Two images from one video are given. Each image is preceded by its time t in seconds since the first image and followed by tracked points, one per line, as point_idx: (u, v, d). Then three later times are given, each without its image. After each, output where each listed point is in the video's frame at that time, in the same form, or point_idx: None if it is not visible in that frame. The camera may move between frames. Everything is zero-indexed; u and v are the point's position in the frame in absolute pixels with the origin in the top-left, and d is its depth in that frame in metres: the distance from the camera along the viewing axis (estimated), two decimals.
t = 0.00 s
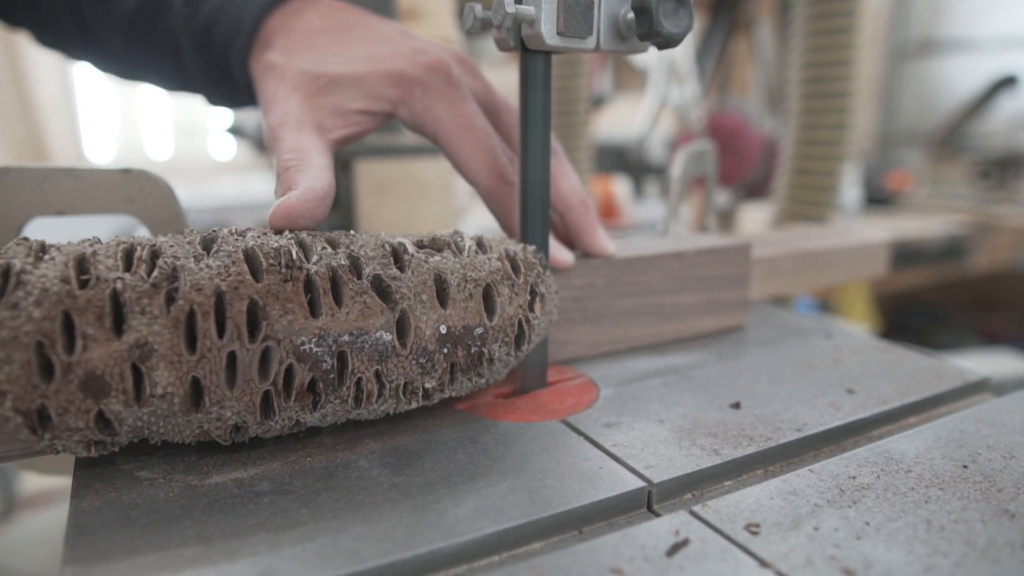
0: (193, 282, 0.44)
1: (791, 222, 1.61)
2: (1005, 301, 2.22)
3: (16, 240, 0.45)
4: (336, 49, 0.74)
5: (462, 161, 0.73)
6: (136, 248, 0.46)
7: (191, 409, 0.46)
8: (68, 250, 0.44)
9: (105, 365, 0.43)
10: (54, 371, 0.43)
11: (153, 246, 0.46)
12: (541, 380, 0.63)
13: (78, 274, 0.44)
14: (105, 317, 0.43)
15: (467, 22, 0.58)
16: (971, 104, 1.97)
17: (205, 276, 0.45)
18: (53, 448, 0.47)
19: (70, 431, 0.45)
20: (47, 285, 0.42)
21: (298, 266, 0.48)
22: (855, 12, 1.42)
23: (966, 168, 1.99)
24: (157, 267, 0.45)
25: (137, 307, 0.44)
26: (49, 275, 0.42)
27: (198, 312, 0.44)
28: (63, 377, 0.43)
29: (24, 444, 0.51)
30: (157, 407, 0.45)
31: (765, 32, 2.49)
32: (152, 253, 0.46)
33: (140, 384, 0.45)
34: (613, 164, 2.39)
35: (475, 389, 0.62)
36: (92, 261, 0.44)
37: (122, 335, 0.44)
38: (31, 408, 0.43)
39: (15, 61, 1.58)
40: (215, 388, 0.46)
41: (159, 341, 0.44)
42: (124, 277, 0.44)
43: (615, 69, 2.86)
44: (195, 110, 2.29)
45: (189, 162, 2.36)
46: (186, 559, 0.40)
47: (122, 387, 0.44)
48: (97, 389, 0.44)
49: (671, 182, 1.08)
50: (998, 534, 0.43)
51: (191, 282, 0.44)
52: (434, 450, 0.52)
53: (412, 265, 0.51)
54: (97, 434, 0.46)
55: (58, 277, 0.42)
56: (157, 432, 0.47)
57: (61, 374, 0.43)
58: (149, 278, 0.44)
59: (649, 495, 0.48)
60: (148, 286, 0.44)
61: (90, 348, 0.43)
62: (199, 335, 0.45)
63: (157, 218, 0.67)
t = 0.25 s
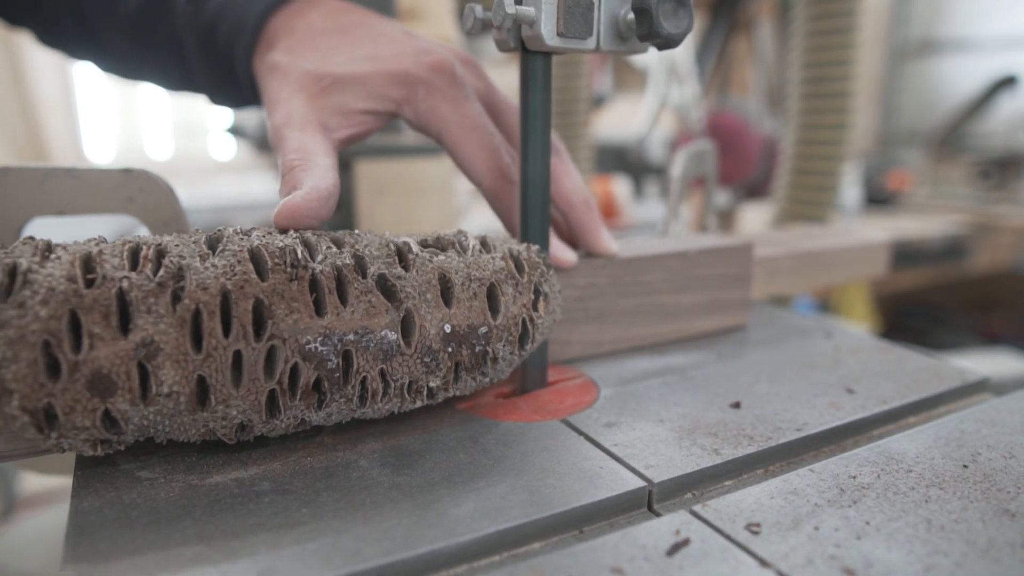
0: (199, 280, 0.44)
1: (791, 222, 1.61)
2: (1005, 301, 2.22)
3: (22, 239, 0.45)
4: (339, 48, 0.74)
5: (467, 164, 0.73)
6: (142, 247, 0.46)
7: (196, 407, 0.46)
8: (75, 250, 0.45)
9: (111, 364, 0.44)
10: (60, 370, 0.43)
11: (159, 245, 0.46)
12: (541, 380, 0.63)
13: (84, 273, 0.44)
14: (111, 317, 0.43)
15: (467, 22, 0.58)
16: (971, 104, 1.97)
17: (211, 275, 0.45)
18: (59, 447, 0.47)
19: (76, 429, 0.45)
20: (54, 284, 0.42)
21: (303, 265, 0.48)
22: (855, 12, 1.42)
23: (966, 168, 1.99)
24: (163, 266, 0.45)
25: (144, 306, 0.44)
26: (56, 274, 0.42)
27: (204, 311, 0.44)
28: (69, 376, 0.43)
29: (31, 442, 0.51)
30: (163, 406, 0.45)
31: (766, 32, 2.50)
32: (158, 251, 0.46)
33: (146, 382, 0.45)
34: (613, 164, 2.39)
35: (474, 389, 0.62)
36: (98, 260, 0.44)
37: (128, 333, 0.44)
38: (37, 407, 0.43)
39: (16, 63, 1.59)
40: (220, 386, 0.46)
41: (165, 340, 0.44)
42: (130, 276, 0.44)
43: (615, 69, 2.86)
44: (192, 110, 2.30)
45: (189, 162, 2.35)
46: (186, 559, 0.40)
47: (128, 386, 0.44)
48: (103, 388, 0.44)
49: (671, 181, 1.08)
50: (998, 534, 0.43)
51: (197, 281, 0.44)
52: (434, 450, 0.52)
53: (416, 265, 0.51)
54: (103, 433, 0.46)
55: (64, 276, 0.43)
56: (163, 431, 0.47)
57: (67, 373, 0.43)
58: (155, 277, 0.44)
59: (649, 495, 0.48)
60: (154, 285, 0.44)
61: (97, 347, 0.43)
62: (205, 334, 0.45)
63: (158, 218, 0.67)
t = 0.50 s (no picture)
0: (207, 280, 0.44)
1: (792, 222, 1.61)
2: (1005, 300, 2.22)
3: (31, 239, 0.45)
4: (345, 48, 0.74)
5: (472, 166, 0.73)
6: (150, 246, 0.46)
7: (204, 406, 0.46)
8: (83, 249, 0.45)
9: (120, 363, 0.43)
10: (69, 369, 0.43)
11: (167, 244, 0.46)
12: (542, 380, 0.63)
13: (92, 272, 0.44)
14: (120, 316, 0.43)
15: (467, 22, 0.58)
16: (971, 104, 1.97)
17: (219, 275, 0.45)
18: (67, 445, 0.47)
19: (85, 428, 0.45)
20: (62, 283, 0.42)
21: (310, 264, 0.48)
22: (855, 12, 1.42)
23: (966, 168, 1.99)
24: (172, 265, 0.45)
25: (152, 305, 0.44)
26: (65, 273, 0.42)
27: (212, 310, 0.44)
28: (77, 375, 0.43)
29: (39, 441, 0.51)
30: (171, 405, 0.45)
31: (766, 32, 2.50)
32: (166, 251, 0.46)
33: (154, 381, 0.45)
34: (613, 164, 2.39)
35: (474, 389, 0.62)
36: (106, 260, 0.44)
37: (137, 332, 0.44)
38: (46, 406, 0.43)
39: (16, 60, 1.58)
40: (228, 386, 0.46)
41: (173, 339, 0.44)
42: (138, 276, 0.44)
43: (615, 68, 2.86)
44: (193, 110, 2.29)
45: (189, 162, 2.35)
46: (186, 559, 0.40)
47: (137, 385, 0.44)
48: (111, 387, 0.44)
49: (672, 181, 1.08)
50: (998, 534, 0.42)
51: (205, 280, 0.44)
52: (435, 450, 0.52)
53: (423, 264, 0.51)
54: (112, 431, 0.46)
55: (73, 275, 0.42)
56: (170, 430, 0.47)
57: (76, 372, 0.43)
58: (164, 276, 0.44)
59: (649, 495, 0.48)
60: (162, 284, 0.44)
61: (105, 346, 0.43)
62: (213, 333, 0.45)
63: (158, 217, 0.67)
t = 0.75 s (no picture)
0: (213, 280, 0.44)
1: (792, 222, 1.61)
2: (1005, 300, 2.22)
3: (36, 239, 0.45)
4: (348, 48, 0.74)
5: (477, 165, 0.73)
6: (156, 246, 0.46)
7: (209, 406, 0.46)
8: (89, 249, 0.45)
9: (125, 363, 0.43)
10: (75, 368, 0.43)
11: (172, 244, 0.47)
12: (541, 380, 0.63)
13: (98, 272, 0.44)
14: (126, 315, 0.43)
15: (467, 22, 0.58)
16: (971, 104, 1.97)
17: (224, 274, 0.45)
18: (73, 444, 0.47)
19: (90, 428, 0.45)
20: (68, 283, 0.42)
21: (315, 264, 0.48)
22: (855, 12, 1.42)
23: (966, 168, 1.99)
24: (177, 265, 0.45)
25: (158, 305, 0.44)
26: (70, 273, 0.42)
27: (217, 310, 0.45)
28: (83, 374, 0.43)
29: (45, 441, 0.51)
30: (176, 405, 0.45)
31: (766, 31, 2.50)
32: (171, 250, 0.46)
33: (160, 381, 0.45)
34: (613, 163, 2.39)
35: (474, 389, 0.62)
36: (112, 259, 0.44)
37: (142, 332, 0.44)
38: (52, 406, 0.43)
39: (15, 59, 1.58)
40: (234, 385, 0.46)
41: (179, 339, 0.44)
42: (144, 276, 0.44)
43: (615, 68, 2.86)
44: (193, 110, 2.29)
45: (189, 162, 2.35)
46: (186, 559, 0.40)
47: (143, 385, 0.44)
48: (117, 386, 0.44)
49: (672, 181, 1.08)
50: (998, 535, 0.42)
51: (210, 280, 0.44)
52: (435, 450, 0.52)
53: (427, 264, 0.51)
54: (117, 430, 0.46)
55: (79, 275, 0.42)
56: (175, 430, 0.47)
57: (82, 372, 0.43)
58: (169, 276, 0.44)
59: (649, 496, 0.48)
60: (168, 284, 0.44)
61: (111, 346, 0.43)
62: (218, 332, 0.45)
63: (158, 217, 0.67)
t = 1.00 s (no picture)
0: (218, 279, 0.44)
1: (791, 222, 1.61)
2: (1005, 301, 2.22)
3: (42, 238, 0.45)
4: (352, 47, 0.74)
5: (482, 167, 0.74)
6: (161, 245, 0.46)
7: (215, 405, 0.46)
8: (95, 249, 0.45)
9: (131, 361, 0.44)
10: (81, 367, 0.43)
11: (177, 243, 0.46)
12: (542, 380, 0.63)
13: (104, 271, 0.44)
14: (132, 314, 0.43)
15: (467, 22, 0.58)
16: (971, 104, 1.97)
17: (230, 274, 0.45)
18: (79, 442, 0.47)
19: (96, 426, 0.45)
20: (74, 282, 0.42)
21: (320, 263, 0.48)
22: (855, 12, 1.42)
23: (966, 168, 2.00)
24: (182, 264, 0.45)
25: (163, 304, 0.44)
26: (76, 273, 0.42)
27: (222, 309, 0.44)
28: (90, 373, 0.43)
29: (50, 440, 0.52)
30: (182, 404, 0.45)
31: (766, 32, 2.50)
32: (177, 250, 0.46)
33: (166, 380, 0.45)
34: (613, 164, 2.39)
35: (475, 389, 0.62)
36: (118, 259, 0.44)
37: (148, 331, 0.44)
38: (58, 404, 0.43)
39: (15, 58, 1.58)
40: (239, 384, 0.46)
41: (184, 338, 0.44)
42: (150, 275, 0.44)
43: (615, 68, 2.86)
44: (193, 109, 2.29)
45: (189, 162, 2.36)
46: (185, 559, 0.40)
47: (148, 383, 0.44)
48: (123, 385, 0.44)
49: (671, 182, 1.08)
50: (998, 534, 0.42)
51: (216, 279, 0.44)
52: (435, 450, 0.52)
53: (431, 263, 0.51)
54: (123, 429, 0.46)
55: (84, 274, 0.42)
56: (181, 429, 0.47)
57: (89, 370, 0.43)
58: (175, 275, 0.44)
59: (649, 495, 0.48)
60: (174, 283, 0.44)
61: (117, 345, 0.43)
62: (224, 331, 0.45)
63: (158, 218, 0.67)
